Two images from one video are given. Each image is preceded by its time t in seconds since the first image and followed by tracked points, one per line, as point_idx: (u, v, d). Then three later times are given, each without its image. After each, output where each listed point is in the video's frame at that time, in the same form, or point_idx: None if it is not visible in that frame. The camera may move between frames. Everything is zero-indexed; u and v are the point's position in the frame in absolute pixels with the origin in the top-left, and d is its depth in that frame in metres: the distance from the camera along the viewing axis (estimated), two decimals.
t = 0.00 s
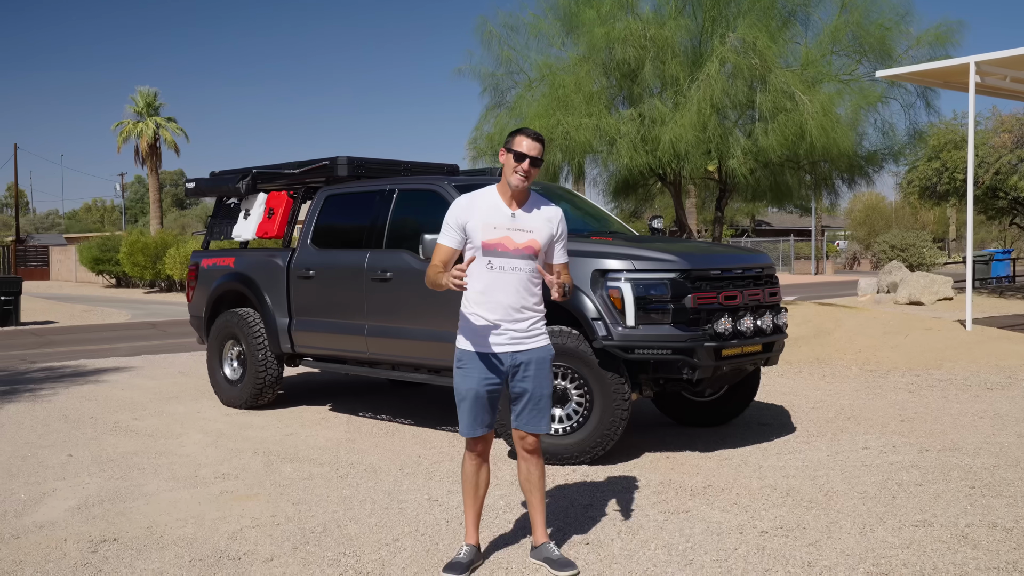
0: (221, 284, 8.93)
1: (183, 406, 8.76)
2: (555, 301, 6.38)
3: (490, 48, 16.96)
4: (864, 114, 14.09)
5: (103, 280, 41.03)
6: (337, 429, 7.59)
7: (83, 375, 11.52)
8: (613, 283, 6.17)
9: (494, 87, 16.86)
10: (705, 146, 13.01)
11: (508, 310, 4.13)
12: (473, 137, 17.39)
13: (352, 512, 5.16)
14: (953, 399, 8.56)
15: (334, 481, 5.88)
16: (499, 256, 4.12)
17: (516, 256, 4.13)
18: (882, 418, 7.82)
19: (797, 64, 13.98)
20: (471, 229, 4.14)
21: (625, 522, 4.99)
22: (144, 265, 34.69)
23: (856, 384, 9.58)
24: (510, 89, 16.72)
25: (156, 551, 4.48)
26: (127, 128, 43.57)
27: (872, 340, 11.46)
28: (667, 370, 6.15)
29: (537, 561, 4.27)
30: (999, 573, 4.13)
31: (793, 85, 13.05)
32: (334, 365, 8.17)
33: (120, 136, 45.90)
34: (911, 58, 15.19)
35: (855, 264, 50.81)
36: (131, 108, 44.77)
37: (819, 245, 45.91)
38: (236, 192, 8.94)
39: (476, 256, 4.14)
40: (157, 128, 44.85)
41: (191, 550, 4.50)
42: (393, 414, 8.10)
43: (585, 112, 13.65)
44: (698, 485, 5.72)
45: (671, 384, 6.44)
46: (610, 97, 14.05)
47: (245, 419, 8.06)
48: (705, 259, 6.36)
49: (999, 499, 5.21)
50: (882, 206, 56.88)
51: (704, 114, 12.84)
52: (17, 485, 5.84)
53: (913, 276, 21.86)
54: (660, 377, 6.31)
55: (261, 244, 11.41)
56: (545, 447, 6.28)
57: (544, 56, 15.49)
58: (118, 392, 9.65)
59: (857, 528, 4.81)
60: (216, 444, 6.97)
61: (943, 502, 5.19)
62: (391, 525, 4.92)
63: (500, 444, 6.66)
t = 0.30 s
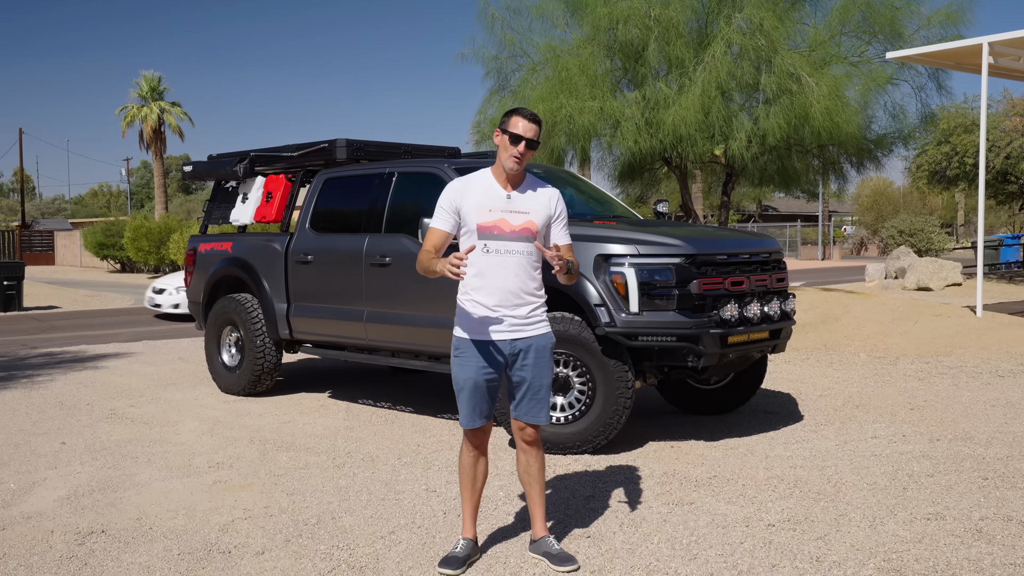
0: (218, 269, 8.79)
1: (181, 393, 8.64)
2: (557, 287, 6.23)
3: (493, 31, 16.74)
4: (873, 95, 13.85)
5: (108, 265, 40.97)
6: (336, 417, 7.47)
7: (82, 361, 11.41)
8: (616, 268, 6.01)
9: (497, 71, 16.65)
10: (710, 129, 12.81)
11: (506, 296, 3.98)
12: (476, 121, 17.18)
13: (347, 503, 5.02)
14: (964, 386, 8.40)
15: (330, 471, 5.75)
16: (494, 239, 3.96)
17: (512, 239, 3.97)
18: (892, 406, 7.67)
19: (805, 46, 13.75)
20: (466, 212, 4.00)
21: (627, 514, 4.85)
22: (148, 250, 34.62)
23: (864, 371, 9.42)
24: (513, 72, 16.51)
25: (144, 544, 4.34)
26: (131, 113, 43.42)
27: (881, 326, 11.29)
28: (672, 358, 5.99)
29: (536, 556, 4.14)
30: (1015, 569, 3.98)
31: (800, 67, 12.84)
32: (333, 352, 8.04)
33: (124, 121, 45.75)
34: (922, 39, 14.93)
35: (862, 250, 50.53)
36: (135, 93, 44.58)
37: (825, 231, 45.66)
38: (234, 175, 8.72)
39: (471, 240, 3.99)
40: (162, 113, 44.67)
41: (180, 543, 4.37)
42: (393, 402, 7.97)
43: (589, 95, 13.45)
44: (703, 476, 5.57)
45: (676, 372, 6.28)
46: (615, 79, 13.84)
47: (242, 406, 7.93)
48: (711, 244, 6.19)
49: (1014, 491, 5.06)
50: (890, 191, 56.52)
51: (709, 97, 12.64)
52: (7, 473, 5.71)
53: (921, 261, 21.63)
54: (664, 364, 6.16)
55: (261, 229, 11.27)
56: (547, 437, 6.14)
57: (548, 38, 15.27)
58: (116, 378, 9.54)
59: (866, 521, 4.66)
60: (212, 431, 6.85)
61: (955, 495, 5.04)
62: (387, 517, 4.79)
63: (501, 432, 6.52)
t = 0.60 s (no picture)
0: (214, 260, 8.66)
1: (176, 385, 8.53)
2: (558, 279, 6.09)
3: (493, 19, 16.55)
4: (880, 84, 13.67)
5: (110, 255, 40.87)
6: (333, 410, 7.35)
7: (78, 353, 11.29)
8: (618, 260, 5.87)
9: (499, 60, 16.49)
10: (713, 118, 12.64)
11: (503, 288, 3.85)
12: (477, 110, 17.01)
13: (342, 501, 4.90)
14: (972, 379, 8.25)
15: (325, 467, 5.62)
16: (490, 230, 3.84)
17: (509, 229, 3.84)
18: (899, 399, 7.53)
19: (810, 33, 13.56)
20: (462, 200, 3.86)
21: (628, 512, 4.72)
22: (149, 240, 34.50)
23: (870, 363, 9.28)
24: (515, 61, 16.33)
25: (131, 543, 4.21)
26: (132, 102, 43.26)
27: (887, 318, 11.15)
28: (675, 351, 5.85)
29: (534, 556, 4.02)
30: None
31: (804, 55, 12.67)
32: (330, 344, 7.92)
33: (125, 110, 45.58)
34: (929, 26, 14.73)
35: (866, 240, 50.36)
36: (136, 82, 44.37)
37: (829, 221, 45.44)
38: (230, 164, 8.68)
39: (466, 230, 3.86)
40: (163, 102, 44.47)
41: (168, 542, 4.24)
42: (391, 395, 7.86)
43: (591, 83, 13.29)
44: (706, 473, 5.44)
45: (679, 365, 6.15)
46: (617, 68, 13.66)
47: (238, 399, 7.81)
48: (715, 234, 6.04)
49: None
50: (894, 181, 56.26)
51: (713, 84, 12.47)
52: None
53: (926, 252, 21.46)
54: (666, 358, 6.02)
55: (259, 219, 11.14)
56: (547, 431, 6.01)
57: (549, 25, 15.08)
58: (111, 371, 9.42)
59: (875, 520, 4.53)
60: (206, 425, 6.73)
61: (966, 493, 4.91)
62: (382, 515, 4.66)
63: (500, 427, 6.40)
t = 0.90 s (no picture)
0: (210, 254, 8.53)
1: (172, 381, 8.40)
2: (559, 273, 5.95)
3: (494, 9, 16.36)
4: (886, 74, 13.49)
5: (111, 248, 40.74)
6: (330, 407, 7.23)
7: (75, 347, 11.16)
8: (620, 254, 5.73)
9: (499, 51, 16.34)
10: (718, 109, 12.47)
11: (502, 286, 3.71)
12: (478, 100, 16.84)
13: (336, 503, 4.77)
14: (981, 376, 8.12)
15: (321, 466, 5.49)
16: (486, 225, 3.70)
17: (506, 224, 3.69)
18: (907, 396, 7.40)
19: (816, 23, 13.38)
20: (457, 196, 3.74)
21: (631, 515, 4.59)
22: (150, 232, 34.38)
23: (876, 359, 9.14)
24: (516, 52, 16.16)
25: (118, 548, 4.08)
26: (133, 94, 43.08)
27: (893, 312, 11.00)
28: (678, 348, 5.72)
29: (533, 562, 3.88)
30: None
31: (810, 44, 12.52)
32: (327, 339, 7.79)
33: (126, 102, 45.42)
34: (937, 15, 14.55)
35: (870, 232, 50.17)
36: (137, 74, 44.20)
37: (833, 213, 45.25)
38: (225, 156, 8.54)
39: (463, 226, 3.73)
40: (165, 94, 44.29)
41: (156, 547, 4.11)
42: (390, 391, 7.73)
43: (593, 73, 13.10)
44: (711, 473, 5.31)
45: (682, 362, 6.01)
46: (620, 58, 13.48)
47: (234, 395, 7.68)
48: (721, 228, 5.89)
49: None
50: (898, 173, 56.01)
51: (717, 74, 12.30)
52: None
53: (931, 244, 21.29)
54: (670, 354, 5.88)
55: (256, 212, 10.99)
56: (548, 430, 5.88)
57: (551, 15, 14.90)
58: (107, 365, 9.30)
59: (885, 524, 4.40)
60: (201, 423, 6.60)
61: (978, 495, 4.77)
62: (377, 518, 4.54)
63: (499, 425, 6.27)
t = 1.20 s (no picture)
0: (206, 253, 8.40)
1: (167, 383, 8.28)
2: (560, 274, 5.81)
3: (496, 5, 16.22)
4: (892, 71, 13.36)
5: (112, 245, 40.63)
6: (327, 409, 7.10)
7: (71, 347, 11.03)
8: (623, 255, 5.59)
9: (501, 47, 16.28)
10: (723, 106, 12.33)
11: (500, 290, 3.58)
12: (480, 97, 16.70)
13: (332, 511, 4.64)
14: (990, 378, 7.98)
15: (317, 472, 5.36)
16: (483, 229, 3.56)
17: (504, 227, 3.56)
18: (915, 399, 7.26)
19: (821, 19, 13.25)
20: (452, 200, 3.59)
21: (634, 524, 4.46)
22: (150, 230, 34.27)
23: (883, 360, 9.00)
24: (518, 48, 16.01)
25: (105, 559, 3.95)
26: (134, 91, 42.95)
27: (899, 312, 10.86)
28: (682, 351, 5.58)
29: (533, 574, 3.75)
30: None
31: (817, 40, 12.41)
32: (325, 340, 7.66)
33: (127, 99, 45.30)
34: (943, 12, 14.43)
35: (872, 230, 50.03)
36: (139, 71, 44.08)
37: (836, 212, 45.10)
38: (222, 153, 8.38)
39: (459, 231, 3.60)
40: (166, 91, 44.16)
41: (144, 557, 3.98)
42: (388, 393, 7.60)
43: (596, 69, 12.96)
44: (716, 479, 5.17)
45: (686, 365, 5.87)
46: (623, 55, 13.34)
47: (230, 398, 7.55)
48: (726, 228, 5.76)
49: None
50: (902, 171, 55.85)
51: (722, 71, 12.16)
52: None
53: (936, 243, 21.15)
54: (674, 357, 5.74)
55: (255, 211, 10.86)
56: (549, 434, 5.75)
57: (553, 11, 14.76)
58: (102, 366, 9.17)
59: (896, 534, 4.27)
60: (195, 426, 6.47)
61: (992, 503, 4.64)
62: (373, 526, 4.40)
63: (498, 429, 6.13)
